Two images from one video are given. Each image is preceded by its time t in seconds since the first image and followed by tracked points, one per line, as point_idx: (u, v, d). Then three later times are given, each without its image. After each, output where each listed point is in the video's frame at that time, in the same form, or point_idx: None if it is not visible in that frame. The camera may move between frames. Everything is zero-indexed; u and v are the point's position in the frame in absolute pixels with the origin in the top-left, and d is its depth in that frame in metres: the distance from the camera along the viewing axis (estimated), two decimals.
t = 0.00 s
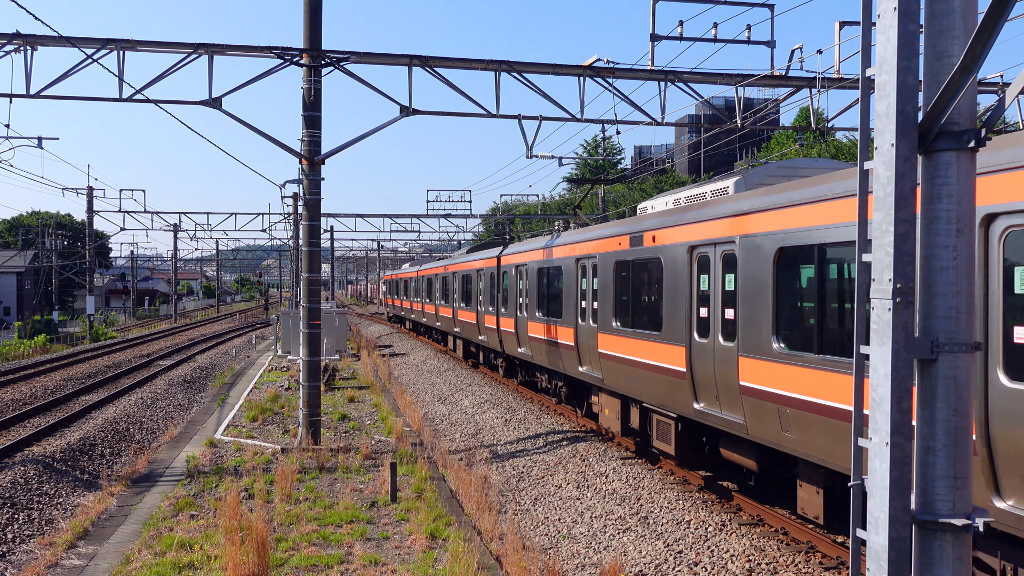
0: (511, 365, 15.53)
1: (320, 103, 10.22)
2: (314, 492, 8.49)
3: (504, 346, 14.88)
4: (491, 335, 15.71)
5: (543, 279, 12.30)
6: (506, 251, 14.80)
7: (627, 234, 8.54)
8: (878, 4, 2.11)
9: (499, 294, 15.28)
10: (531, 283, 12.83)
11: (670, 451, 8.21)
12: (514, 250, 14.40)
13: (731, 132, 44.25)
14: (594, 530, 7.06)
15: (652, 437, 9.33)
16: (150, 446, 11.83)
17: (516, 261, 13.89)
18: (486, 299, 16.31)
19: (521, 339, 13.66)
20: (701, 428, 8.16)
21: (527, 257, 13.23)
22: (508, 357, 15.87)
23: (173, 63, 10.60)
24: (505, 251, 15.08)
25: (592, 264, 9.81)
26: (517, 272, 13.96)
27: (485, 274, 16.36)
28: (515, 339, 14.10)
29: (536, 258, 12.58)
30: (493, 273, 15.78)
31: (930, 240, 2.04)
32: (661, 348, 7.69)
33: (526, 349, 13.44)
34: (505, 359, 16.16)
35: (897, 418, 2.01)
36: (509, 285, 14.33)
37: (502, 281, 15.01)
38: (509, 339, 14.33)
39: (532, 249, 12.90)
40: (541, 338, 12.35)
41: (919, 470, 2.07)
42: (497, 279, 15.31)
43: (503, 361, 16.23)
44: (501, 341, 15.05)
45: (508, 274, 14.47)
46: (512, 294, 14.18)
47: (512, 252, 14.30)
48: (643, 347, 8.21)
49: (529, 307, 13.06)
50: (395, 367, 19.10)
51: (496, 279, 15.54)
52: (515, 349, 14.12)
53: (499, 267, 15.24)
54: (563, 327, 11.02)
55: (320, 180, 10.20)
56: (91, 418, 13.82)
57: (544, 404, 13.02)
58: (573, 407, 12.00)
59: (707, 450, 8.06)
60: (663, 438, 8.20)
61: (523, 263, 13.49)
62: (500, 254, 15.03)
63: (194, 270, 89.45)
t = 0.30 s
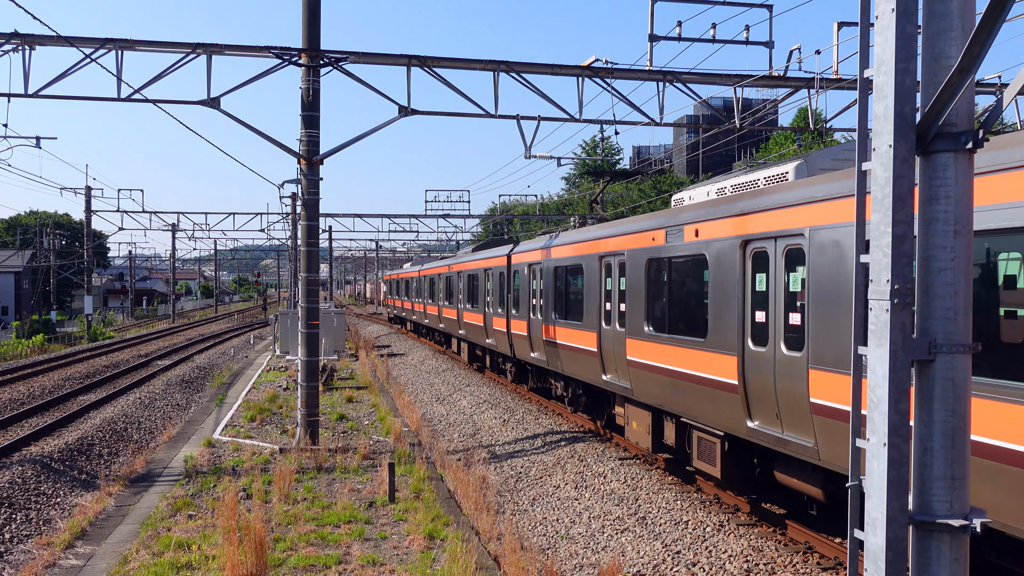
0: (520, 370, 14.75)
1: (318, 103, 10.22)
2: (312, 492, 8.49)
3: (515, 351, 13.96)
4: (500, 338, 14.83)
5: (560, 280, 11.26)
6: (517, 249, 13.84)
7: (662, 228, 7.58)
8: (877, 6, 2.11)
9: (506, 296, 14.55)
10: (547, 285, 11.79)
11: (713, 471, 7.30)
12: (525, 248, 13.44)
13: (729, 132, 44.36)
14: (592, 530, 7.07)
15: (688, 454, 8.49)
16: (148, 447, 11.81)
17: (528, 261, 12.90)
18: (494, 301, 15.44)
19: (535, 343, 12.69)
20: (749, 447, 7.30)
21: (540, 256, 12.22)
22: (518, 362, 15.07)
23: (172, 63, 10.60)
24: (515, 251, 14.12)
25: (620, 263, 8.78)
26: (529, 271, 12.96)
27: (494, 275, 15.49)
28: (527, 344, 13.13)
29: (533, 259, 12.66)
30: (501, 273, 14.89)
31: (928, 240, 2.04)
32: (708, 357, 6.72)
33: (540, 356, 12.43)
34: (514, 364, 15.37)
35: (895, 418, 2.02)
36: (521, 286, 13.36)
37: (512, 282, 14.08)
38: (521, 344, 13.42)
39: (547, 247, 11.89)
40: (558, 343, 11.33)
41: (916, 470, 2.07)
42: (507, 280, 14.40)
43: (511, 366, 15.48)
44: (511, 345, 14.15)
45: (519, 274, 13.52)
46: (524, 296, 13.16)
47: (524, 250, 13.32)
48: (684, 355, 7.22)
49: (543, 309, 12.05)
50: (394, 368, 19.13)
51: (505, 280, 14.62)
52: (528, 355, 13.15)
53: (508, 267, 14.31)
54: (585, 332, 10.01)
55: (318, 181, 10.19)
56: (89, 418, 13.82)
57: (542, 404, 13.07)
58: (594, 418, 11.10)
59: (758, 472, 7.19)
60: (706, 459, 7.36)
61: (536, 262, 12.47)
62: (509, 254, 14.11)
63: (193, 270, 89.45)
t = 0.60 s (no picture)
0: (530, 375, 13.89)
1: (316, 104, 10.22)
2: (309, 492, 8.49)
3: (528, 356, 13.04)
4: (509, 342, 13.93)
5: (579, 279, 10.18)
6: (528, 247, 12.83)
7: (707, 220, 6.65)
8: (872, 9, 2.12)
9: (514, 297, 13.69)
10: (563, 285, 10.73)
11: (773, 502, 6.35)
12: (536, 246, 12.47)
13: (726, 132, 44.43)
14: (589, 530, 7.08)
15: (735, 474, 7.68)
16: (145, 447, 11.80)
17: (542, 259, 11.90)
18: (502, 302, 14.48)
19: (548, 348, 11.68)
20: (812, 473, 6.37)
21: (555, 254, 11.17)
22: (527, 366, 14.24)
23: (170, 63, 10.59)
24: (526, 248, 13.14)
25: (653, 260, 7.76)
26: (543, 270, 11.91)
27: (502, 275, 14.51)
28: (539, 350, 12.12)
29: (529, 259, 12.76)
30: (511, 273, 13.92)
31: (923, 243, 2.05)
32: (764, 367, 5.83)
33: (557, 363, 11.40)
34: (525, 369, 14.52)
35: (891, 420, 2.03)
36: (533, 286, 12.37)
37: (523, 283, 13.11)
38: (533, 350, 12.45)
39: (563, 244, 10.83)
40: (577, 350, 10.25)
41: (912, 472, 2.08)
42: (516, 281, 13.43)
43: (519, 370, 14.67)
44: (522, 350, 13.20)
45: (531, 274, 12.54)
46: (537, 298, 12.09)
47: (535, 248, 12.31)
48: (732, 364, 6.32)
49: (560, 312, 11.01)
50: (391, 368, 19.12)
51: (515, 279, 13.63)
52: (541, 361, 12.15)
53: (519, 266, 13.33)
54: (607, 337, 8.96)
55: (316, 181, 10.19)
56: (86, 419, 13.80)
57: (539, 405, 13.08)
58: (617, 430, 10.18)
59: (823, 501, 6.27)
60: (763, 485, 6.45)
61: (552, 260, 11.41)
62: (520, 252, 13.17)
63: (190, 270, 89.40)
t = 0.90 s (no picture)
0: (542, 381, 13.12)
1: (313, 104, 10.20)
2: (307, 493, 8.47)
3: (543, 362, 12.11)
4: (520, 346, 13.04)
5: (602, 279, 9.21)
6: (542, 245, 11.85)
7: (767, 211, 5.73)
8: (874, 11, 2.12)
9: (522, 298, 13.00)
10: (585, 286, 9.75)
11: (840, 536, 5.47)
12: (551, 244, 11.49)
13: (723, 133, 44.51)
14: (588, 531, 7.08)
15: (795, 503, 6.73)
16: (142, 448, 11.77)
17: (558, 258, 10.94)
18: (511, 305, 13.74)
19: (566, 354, 10.70)
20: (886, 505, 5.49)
21: (574, 252, 10.20)
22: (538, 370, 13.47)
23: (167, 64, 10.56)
24: (540, 246, 12.19)
25: (695, 257, 6.84)
26: (559, 270, 10.93)
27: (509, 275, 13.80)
28: (557, 356, 11.16)
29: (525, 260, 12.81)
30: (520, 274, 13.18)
31: (926, 245, 2.05)
32: (783, 373, 5.59)
33: (577, 371, 10.41)
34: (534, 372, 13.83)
35: (893, 422, 2.02)
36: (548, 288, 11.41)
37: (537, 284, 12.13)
38: (550, 355, 11.50)
39: (584, 241, 9.87)
40: (600, 357, 9.31)
41: (914, 474, 2.08)
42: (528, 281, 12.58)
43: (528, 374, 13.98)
44: (536, 356, 12.28)
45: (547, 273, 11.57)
46: (554, 300, 11.10)
47: (551, 247, 11.35)
48: (759, 371, 5.92)
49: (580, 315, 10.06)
50: (388, 368, 19.10)
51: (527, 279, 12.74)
52: (558, 368, 11.19)
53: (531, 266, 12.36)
54: (638, 344, 8.01)
55: (313, 181, 10.17)
56: (83, 419, 13.77)
57: (537, 405, 13.07)
58: (647, 447, 9.26)
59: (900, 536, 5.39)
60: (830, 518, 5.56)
61: (570, 259, 10.45)
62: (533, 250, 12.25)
63: (187, 271, 89.31)
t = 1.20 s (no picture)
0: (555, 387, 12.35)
1: (313, 102, 10.17)
2: (306, 493, 8.44)
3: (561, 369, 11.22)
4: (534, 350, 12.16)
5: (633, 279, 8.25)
6: (561, 241, 10.86)
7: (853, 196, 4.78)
8: (885, 7, 2.10)
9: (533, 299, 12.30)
10: (612, 285, 8.77)
11: None
12: (571, 240, 10.52)
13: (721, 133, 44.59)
14: (588, 531, 7.06)
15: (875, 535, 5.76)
16: (141, 447, 11.73)
17: (580, 256, 9.96)
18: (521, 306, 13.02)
19: (590, 361, 9.71)
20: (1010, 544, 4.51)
21: (599, 248, 9.23)
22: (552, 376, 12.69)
23: (166, 62, 10.53)
24: (557, 243, 11.22)
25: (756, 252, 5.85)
26: (582, 268, 9.95)
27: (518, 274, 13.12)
28: (578, 363, 10.21)
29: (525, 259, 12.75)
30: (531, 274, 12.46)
31: (938, 243, 2.03)
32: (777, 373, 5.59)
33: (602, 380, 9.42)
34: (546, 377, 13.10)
35: (905, 421, 2.01)
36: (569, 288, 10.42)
37: (556, 284, 11.17)
38: (570, 362, 10.53)
39: (610, 237, 8.92)
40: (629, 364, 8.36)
41: (926, 474, 2.06)
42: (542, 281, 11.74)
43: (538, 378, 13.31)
44: (553, 362, 11.35)
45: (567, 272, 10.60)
46: (575, 301, 10.11)
47: (571, 243, 10.38)
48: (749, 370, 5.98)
49: (606, 318, 9.08)
50: (387, 368, 19.08)
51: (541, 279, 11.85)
52: (580, 376, 10.22)
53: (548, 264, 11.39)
54: (678, 351, 7.07)
55: (312, 181, 10.15)
56: (81, 419, 13.71)
57: (536, 404, 13.05)
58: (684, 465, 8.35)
59: None
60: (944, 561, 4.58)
61: (594, 257, 9.48)
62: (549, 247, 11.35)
63: (185, 271, 89.22)
